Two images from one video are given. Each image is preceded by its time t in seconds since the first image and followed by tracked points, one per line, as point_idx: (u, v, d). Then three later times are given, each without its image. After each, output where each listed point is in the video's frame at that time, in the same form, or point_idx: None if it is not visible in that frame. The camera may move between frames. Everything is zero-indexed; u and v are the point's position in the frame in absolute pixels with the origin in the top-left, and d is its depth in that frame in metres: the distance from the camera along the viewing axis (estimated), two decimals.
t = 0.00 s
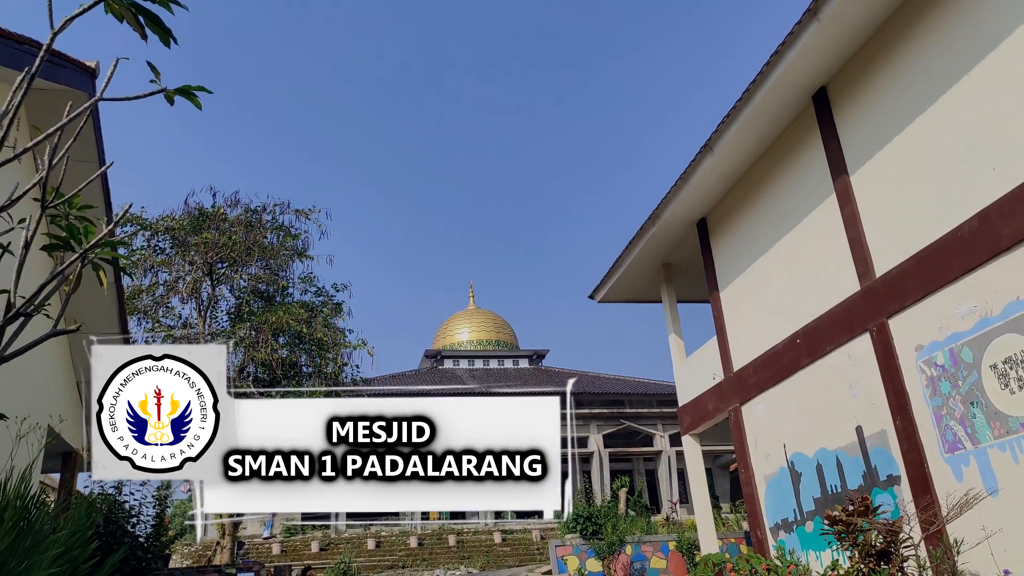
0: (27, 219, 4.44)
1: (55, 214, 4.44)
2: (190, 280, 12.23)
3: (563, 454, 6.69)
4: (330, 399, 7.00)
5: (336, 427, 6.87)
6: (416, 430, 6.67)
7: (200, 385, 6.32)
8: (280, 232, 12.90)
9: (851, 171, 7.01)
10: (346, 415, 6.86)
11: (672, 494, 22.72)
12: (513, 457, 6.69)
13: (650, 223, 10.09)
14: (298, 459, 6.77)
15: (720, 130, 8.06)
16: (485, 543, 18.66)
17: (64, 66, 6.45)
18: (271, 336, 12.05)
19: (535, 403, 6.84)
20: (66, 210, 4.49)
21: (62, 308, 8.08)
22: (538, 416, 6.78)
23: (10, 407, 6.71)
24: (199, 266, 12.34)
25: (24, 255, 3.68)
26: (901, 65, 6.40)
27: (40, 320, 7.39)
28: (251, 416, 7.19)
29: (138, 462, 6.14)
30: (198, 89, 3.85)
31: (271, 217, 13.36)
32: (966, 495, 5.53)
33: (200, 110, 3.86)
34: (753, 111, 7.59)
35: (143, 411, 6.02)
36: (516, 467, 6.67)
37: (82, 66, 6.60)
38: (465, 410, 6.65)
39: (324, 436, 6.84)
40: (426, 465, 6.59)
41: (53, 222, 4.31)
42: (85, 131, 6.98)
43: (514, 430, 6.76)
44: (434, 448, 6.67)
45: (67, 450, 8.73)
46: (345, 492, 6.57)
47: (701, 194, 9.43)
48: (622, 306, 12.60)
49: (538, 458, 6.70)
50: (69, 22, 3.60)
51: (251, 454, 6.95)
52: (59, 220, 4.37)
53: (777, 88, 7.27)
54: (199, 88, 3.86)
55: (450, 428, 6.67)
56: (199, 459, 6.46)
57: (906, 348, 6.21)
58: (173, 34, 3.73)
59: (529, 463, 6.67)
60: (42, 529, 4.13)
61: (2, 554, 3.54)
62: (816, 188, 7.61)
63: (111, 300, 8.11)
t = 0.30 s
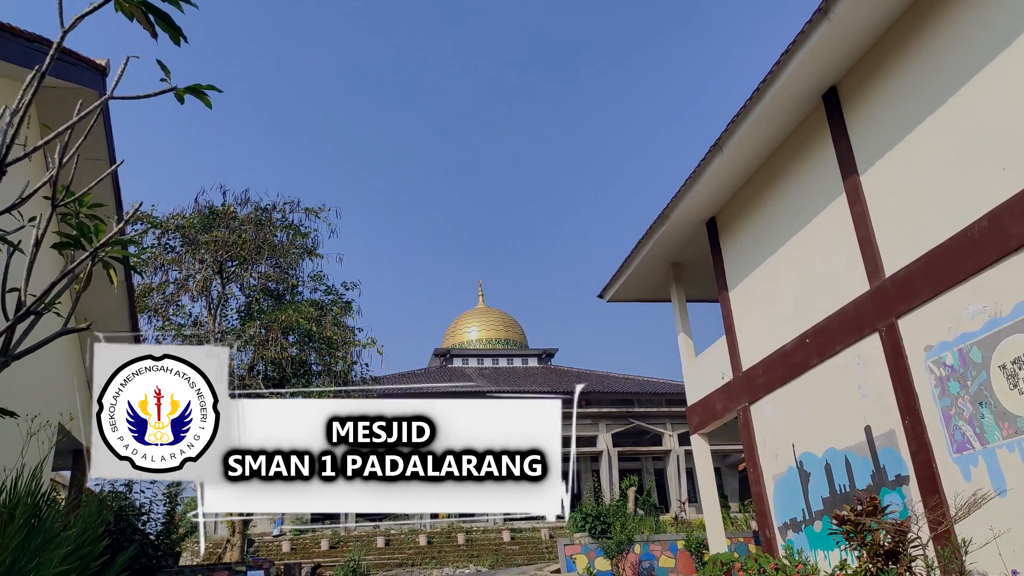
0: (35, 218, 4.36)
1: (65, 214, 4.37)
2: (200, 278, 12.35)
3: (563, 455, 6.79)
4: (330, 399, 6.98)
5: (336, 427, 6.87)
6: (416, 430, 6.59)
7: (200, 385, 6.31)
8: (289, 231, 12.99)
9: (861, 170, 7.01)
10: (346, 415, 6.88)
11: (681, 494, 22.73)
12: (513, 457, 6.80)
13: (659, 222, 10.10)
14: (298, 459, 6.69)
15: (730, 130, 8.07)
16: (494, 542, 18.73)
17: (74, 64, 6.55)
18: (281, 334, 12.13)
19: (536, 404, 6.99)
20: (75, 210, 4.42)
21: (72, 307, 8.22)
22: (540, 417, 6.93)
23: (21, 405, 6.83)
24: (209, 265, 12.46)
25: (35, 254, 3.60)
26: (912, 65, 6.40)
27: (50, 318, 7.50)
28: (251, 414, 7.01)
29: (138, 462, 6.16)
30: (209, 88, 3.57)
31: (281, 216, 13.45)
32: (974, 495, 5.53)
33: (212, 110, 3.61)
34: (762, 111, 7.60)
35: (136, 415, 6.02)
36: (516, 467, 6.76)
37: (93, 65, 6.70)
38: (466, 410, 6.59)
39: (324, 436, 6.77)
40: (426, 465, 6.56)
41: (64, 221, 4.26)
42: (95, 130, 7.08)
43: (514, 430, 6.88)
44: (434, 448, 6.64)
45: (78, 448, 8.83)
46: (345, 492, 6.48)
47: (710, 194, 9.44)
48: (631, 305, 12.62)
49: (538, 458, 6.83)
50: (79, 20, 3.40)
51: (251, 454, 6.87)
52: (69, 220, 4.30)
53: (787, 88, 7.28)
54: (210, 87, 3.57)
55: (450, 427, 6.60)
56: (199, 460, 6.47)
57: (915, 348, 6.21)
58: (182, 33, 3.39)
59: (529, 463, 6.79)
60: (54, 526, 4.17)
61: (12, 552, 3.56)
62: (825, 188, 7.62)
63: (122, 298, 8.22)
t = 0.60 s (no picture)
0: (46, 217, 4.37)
1: (76, 214, 4.39)
2: (210, 278, 12.44)
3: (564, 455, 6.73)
4: (330, 398, 6.96)
5: (336, 427, 6.82)
6: (416, 429, 6.69)
7: (200, 385, 6.43)
8: (299, 231, 13.05)
9: (874, 170, 6.98)
10: (347, 415, 6.85)
11: (691, 495, 22.68)
12: (514, 457, 6.76)
13: (669, 222, 10.09)
14: (297, 459, 6.69)
15: (741, 129, 8.05)
16: (504, 542, 18.75)
17: (85, 65, 6.63)
18: (290, 334, 12.18)
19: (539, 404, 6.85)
20: (86, 210, 4.44)
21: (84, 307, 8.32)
22: (542, 418, 6.83)
23: (34, 404, 6.95)
24: (219, 265, 12.55)
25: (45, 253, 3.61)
26: (925, 64, 6.37)
27: (61, 318, 7.57)
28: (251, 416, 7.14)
29: (138, 462, 6.25)
30: (218, 88, 3.62)
31: (290, 216, 13.53)
32: (988, 496, 5.50)
33: (221, 110, 3.66)
34: (773, 110, 7.58)
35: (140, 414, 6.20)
36: (517, 467, 6.72)
37: (103, 65, 6.78)
38: (465, 410, 6.65)
39: (325, 436, 6.77)
40: (426, 465, 6.57)
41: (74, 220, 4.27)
42: (106, 131, 7.15)
43: (514, 430, 6.83)
44: (434, 449, 6.70)
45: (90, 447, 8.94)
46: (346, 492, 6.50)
47: (720, 194, 9.42)
48: (641, 305, 12.61)
49: (539, 458, 6.76)
50: (90, 20, 3.42)
51: (251, 455, 6.89)
52: (80, 219, 4.32)
53: (799, 87, 7.26)
54: (219, 87, 3.63)
55: (451, 427, 6.69)
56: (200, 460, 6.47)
57: (928, 349, 6.18)
58: (191, 33, 3.43)
59: (530, 463, 6.74)
60: (67, 524, 4.20)
61: (24, 550, 3.60)
62: (838, 188, 7.59)
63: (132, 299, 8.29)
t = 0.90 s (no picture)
0: (58, 217, 4.38)
1: (87, 214, 4.40)
2: (221, 278, 12.50)
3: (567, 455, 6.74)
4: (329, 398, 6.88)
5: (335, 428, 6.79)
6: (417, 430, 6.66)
7: (203, 381, 8.95)
8: (309, 231, 13.09)
9: (886, 169, 6.93)
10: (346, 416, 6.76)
11: (701, 496, 22.58)
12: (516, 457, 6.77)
13: (679, 222, 10.06)
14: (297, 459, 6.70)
15: (752, 128, 8.02)
16: (513, 543, 18.77)
17: (95, 66, 6.68)
18: (300, 334, 12.20)
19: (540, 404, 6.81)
20: (97, 210, 4.44)
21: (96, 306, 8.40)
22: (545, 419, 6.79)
23: (46, 404, 7.03)
24: (230, 265, 12.60)
25: (57, 254, 3.60)
26: (939, 62, 6.32)
27: (72, 318, 7.63)
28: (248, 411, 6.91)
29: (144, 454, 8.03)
30: (228, 89, 3.63)
31: (301, 216, 13.57)
32: (1001, 498, 5.45)
33: (230, 111, 3.68)
34: (785, 109, 7.54)
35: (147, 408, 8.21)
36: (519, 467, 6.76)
37: (114, 66, 6.83)
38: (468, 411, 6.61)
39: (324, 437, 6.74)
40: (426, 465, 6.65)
41: (84, 221, 4.26)
42: (117, 131, 7.21)
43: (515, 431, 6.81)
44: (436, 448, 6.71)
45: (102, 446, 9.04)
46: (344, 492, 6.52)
47: (731, 193, 9.37)
48: (651, 305, 12.57)
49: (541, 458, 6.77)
50: (100, 21, 3.40)
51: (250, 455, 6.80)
52: (92, 220, 4.32)
53: (810, 85, 7.21)
54: (229, 87, 3.64)
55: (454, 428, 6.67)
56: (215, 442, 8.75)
57: (940, 350, 6.13)
58: (201, 33, 3.44)
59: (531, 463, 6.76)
60: (77, 523, 4.21)
61: (37, 548, 3.62)
62: (850, 187, 7.54)
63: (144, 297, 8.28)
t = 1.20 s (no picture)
0: (68, 218, 4.39)
1: (96, 215, 4.40)
2: (230, 278, 12.54)
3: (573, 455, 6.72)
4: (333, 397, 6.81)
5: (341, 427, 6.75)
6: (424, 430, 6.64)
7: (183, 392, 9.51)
8: (317, 232, 13.12)
9: (897, 168, 6.87)
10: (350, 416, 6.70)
11: (710, 497, 22.50)
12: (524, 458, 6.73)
13: (688, 222, 10.03)
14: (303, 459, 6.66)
15: (761, 127, 7.98)
16: (521, 543, 18.78)
17: (104, 67, 6.72)
18: (309, 334, 12.22)
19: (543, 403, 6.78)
20: (106, 211, 4.45)
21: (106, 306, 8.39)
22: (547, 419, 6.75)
23: (57, 403, 7.07)
24: (239, 265, 12.65)
25: (66, 254, 3.59)
26: (950, 60, 6.27)
27: (82, 317, 7.66)
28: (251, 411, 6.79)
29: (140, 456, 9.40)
30: (235, 89, 3.64)
31: (309, 216, 13.59)
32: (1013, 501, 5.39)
33: (238, 111, 3.68)
34: (794, 107, 7.50)
35: (148, 408, 9.38)
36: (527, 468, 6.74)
37: (123, 67, 6.86)
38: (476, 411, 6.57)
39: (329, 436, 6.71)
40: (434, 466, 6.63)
41: (93, 221, 4.26)
42: (126, 130, 7.23)
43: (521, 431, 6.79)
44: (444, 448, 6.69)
45: (110, 446, 9.15)
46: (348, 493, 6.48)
47: (741, 193, 9.33)
48: (660, 305, 12.54)
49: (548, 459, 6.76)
50: (108, 22, 3.41)
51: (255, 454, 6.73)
52: (101, 220, 4.32)
53: (821, 83, 7.17)
54: (236, 87, 3.65)
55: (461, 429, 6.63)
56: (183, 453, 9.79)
57: (952, 350, 6.07)
58: (208, 34, 3.45)
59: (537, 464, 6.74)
60: (87, 521, 4.23)
61: (48, 546, 3.63)
62: (860, 186, 7.49)
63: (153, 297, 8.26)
